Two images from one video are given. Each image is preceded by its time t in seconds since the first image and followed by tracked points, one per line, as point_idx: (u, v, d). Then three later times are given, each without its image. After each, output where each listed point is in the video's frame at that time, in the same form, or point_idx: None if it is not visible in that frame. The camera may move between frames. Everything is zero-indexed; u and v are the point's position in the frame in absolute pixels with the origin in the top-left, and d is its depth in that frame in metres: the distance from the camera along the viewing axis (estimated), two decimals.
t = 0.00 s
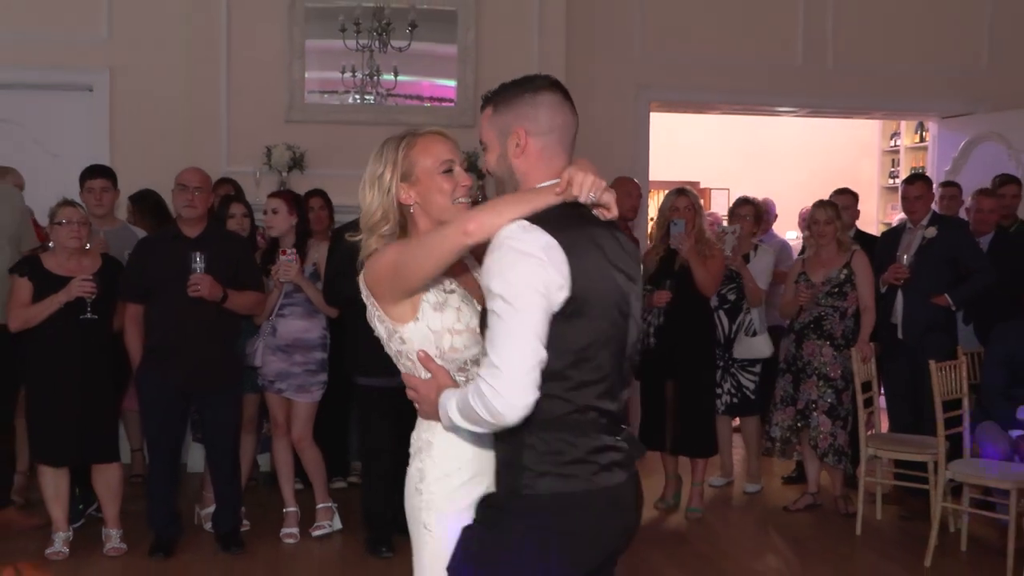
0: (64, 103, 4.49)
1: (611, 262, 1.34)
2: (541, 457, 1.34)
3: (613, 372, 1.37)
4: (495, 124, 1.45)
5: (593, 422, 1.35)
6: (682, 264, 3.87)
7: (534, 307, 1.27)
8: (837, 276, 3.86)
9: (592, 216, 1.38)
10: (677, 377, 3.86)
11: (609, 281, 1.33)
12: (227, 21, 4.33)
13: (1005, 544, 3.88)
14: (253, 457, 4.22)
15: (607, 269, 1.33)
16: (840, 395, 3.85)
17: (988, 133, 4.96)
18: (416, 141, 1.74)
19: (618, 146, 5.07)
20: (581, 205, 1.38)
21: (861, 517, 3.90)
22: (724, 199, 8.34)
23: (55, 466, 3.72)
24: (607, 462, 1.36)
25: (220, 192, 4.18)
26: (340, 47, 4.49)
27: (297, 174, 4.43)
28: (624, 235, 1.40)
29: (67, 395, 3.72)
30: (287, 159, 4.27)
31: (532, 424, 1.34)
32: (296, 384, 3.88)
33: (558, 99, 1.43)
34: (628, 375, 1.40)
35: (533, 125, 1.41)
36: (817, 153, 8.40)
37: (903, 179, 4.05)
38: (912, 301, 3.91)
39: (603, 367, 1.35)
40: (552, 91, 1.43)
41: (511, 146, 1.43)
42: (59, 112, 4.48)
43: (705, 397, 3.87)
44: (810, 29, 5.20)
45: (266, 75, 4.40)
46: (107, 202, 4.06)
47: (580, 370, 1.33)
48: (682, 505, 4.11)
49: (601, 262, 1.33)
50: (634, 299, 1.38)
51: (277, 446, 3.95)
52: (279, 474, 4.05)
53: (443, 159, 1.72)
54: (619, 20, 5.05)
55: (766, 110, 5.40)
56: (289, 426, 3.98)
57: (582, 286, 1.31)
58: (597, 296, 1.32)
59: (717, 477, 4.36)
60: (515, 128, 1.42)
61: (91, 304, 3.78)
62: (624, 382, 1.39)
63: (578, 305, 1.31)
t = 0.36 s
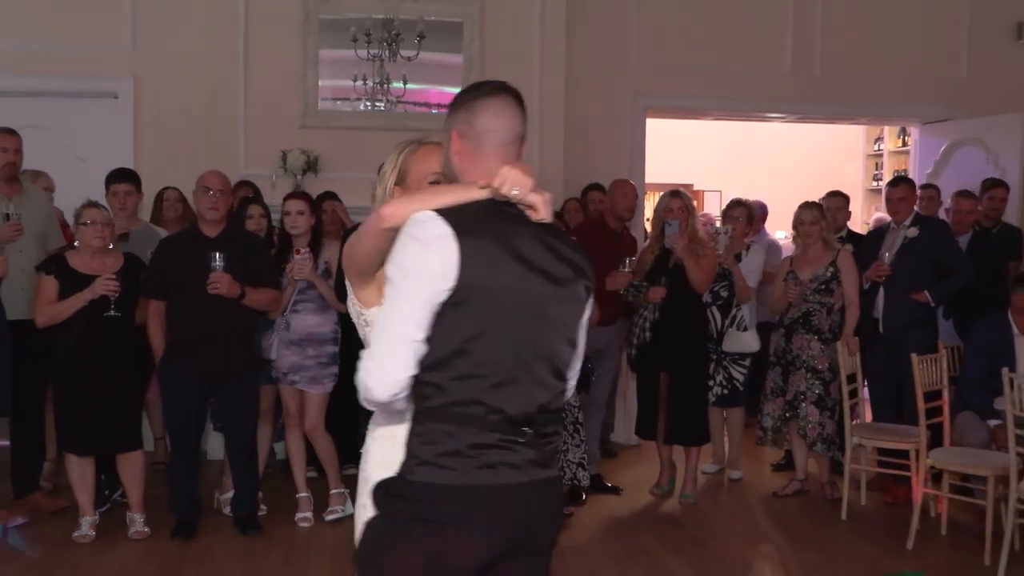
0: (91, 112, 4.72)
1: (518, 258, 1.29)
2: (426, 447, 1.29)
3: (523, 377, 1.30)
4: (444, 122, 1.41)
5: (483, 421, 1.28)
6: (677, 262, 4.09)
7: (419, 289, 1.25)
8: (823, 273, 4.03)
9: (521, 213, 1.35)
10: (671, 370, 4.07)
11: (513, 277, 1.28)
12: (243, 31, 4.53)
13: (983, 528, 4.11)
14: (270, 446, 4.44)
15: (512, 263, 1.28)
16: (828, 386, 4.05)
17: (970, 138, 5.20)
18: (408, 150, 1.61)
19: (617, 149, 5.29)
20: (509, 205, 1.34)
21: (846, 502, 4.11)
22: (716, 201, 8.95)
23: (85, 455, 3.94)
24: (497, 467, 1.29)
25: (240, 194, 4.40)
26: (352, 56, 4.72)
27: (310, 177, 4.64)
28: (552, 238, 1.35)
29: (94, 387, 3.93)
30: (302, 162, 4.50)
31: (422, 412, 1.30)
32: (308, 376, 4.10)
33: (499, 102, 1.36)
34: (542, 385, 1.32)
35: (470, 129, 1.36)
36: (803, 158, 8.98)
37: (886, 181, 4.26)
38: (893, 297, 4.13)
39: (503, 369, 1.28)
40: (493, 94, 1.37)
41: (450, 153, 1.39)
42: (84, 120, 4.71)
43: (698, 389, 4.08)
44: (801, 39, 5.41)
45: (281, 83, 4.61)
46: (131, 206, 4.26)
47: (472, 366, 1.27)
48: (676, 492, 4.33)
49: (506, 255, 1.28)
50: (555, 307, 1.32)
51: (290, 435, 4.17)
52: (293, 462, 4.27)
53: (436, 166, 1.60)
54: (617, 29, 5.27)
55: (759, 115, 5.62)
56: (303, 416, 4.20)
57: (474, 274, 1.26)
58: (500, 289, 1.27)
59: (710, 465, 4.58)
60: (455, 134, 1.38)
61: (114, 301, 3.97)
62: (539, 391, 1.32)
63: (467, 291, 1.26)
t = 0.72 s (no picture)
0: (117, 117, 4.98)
1: (406, 260, 1.43)
2: (341, 436, 1.47)
3: (418, 369, 1.43)
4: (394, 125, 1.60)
5: (380, 410, 1.44)
6: (671, 261, 4.35)
7: (307, 294, 1.42)
8: (808, 271, 4.28)
9: (425, 211, 1.47)
10: (665, 361, 4.33)
11: (399, 278, 1.42)
12: (263, 46, 4.80)
13: (956, 511, 4.39)
14: (287, 434, 4.72)
15: (399, 267, 1.43)
16: (812, 377, 4.31)
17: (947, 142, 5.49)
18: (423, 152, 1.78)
19: (614, 152, 5.55)
20: (409, 202, 1.47)
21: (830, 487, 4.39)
22: (708, 203, 9.52)
23: (114, 444, 4.18)
24: (400, 452, 1.44)
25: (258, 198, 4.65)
26: (364, 66, 4.95)
27: (325, 181, 4.91)
28: (449, 235, 1.46)
29: (122, 380, 4.16)
30: (317, 166, 4.74)
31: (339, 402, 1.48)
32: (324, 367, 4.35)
33: (428, 103, 1.52)
34: (444, 374, 1.45)
35: (400, 128, 1.54)
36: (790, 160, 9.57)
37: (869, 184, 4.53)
38: (875, 293, 4.37)
39: (393, 362, 1.43)
40: (425, 95, 1.53)
41: (394, 150, 1.58)
42: (110, 126, 4.96)
43: (690, 379, 4.34)
44: (791, 48, 5.66)
45: (297, 93, 4.88)
46: (156, 207, 4.51)
47: (364, 359, 1.43)
48: (670, 477, 4.61)
49: (391, 259, 1.43)
50: (446, 303, 1.44)
51: (305, 424, 4.39)
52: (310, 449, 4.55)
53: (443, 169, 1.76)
54: (616, 40, 5.51)
55: (751, 120, 5.88)
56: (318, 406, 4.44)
57: (359, 277, 1.42)
58: (386, 289, 1.42)
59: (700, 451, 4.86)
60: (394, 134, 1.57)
61: (141, 300, 4.20)
62: (439, 380, 1.45)
63: (354, 292, 1.42)
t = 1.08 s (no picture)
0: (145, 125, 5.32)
1: (382, 252, 1.52)
2: (353, 415, 1.60)
3: (399, 351, 1.52)
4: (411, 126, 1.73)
5: (371, 389, 1.56)
6: (663, 260, 4.65)
7: (309, 285, 1.58)
8: (789, 268, 4.62)
9: (413, 206, 1.55)
10: (657, 353, 4.67)
11: (375, 269, 1.52)
12: (282, 62, 5.14)
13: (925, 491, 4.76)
14: (306, 420, 5.07)
15: (376, 258, 1.53)
16: (791, 366, 4.62)
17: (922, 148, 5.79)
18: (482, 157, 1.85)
19: (610, 157, 5.88)
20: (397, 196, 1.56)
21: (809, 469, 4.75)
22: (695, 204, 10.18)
23: (152, 429, 4.54)
24: (391, 428, 1.54)
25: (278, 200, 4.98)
26: (376, 78, 5.28)
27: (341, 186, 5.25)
28: (427, 226, 1.52)
29: (159, 371, 4.50)
30: (333, 172, 5.08)
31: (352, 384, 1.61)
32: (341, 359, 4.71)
33: (423, 104, 1.64)
34: (422, 358, 1.52)
35: (408, 127, 1.66)
36: (771, 164, 10.23)
37: (848, 186, 4.79)
38: (854, 289, 4.66)
39: (377, 344, 1.53)
40: (426, 97, 1.65)
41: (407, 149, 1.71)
42: (138, 135, 5.30)
43: (679, 369, 4.67)
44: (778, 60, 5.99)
45: (314, 104, 5.23)
46: (183, 210, 4.87)
47: (356, 342, 1.55)
48: (661, 460, 4.96)
49: (372, 250, 1.53)
50: (422, 287, 1.51)
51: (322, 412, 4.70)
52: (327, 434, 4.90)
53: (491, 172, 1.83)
54: (612, 51, 5.84)
55: (741, 127, 6.21)
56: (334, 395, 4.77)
57: (344, 268, 1.54)
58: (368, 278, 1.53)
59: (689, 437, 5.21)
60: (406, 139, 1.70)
61: (175, 296, 4.55)
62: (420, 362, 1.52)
63: (342, 282, 1.55)
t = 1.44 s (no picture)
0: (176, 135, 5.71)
1: (412, 261, 1.69)
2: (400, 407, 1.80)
3: (424, 352, 1.69)
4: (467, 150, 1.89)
5: (408, 383, 1.74)
6: (652, 261, 5.05)
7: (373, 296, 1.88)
8: (768, 268, 5.01)
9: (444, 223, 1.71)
10: (648, 346, 5.09)
11: (406, 276, 1.70)
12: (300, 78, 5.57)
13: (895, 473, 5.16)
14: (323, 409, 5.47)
15: (407, 266, 1.70)
16: (770, 358, 5.05)
17: (890, 155, 6.11)
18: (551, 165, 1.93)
19: (605, 165, 6.27)
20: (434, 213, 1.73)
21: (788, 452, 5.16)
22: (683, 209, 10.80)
23: (185, 415, 4.97)
24: (420, 419, 1.73)
25: (298, 204, 5.38)
26: (388, 92, 5.70)
27: (356, 192, 5.66)
28: (448, 239, 1.67)
29: (192, 363, 4.92)
30: (348, 178, 5.55)
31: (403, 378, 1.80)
32: (356, 351, 5.07)
33: (462, 130, 1.80)
34: (446, 358, 1.67)
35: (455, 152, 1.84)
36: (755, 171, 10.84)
37: (824, 192, 5.23)
38: (829, 286, 5.06)
39: (408, 344, 1.71)
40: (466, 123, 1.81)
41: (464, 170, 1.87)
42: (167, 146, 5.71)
43: (668, 361, 5.08)
44: (764, 73, 6.39)
45: (330, 118, 5.67)
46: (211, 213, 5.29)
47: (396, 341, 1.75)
48: (652, 445, 5.37)
49: (404, 259, 1.71)
50: (440, 295, 1.66)
51: (341, 399, 5.15)
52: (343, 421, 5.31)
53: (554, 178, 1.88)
54: (606, 66, 6.23)
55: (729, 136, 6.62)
56: (350, 384, 5.18)
57: (384, 275, 1.74)
58: (400, 284, 1.71)
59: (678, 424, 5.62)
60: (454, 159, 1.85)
61: (208, 290, 5.01)
62: (440, 363, 1.68)
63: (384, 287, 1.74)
